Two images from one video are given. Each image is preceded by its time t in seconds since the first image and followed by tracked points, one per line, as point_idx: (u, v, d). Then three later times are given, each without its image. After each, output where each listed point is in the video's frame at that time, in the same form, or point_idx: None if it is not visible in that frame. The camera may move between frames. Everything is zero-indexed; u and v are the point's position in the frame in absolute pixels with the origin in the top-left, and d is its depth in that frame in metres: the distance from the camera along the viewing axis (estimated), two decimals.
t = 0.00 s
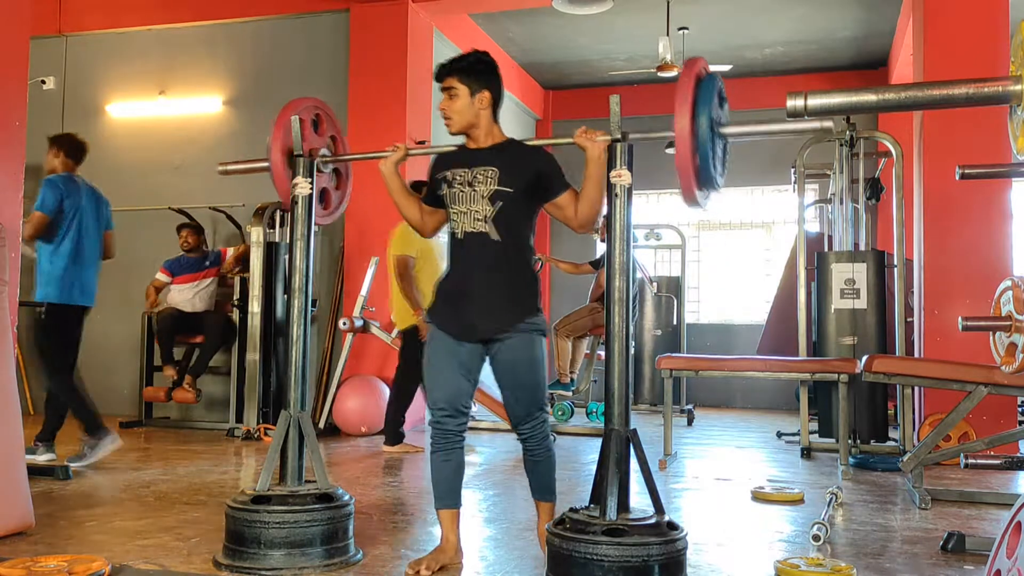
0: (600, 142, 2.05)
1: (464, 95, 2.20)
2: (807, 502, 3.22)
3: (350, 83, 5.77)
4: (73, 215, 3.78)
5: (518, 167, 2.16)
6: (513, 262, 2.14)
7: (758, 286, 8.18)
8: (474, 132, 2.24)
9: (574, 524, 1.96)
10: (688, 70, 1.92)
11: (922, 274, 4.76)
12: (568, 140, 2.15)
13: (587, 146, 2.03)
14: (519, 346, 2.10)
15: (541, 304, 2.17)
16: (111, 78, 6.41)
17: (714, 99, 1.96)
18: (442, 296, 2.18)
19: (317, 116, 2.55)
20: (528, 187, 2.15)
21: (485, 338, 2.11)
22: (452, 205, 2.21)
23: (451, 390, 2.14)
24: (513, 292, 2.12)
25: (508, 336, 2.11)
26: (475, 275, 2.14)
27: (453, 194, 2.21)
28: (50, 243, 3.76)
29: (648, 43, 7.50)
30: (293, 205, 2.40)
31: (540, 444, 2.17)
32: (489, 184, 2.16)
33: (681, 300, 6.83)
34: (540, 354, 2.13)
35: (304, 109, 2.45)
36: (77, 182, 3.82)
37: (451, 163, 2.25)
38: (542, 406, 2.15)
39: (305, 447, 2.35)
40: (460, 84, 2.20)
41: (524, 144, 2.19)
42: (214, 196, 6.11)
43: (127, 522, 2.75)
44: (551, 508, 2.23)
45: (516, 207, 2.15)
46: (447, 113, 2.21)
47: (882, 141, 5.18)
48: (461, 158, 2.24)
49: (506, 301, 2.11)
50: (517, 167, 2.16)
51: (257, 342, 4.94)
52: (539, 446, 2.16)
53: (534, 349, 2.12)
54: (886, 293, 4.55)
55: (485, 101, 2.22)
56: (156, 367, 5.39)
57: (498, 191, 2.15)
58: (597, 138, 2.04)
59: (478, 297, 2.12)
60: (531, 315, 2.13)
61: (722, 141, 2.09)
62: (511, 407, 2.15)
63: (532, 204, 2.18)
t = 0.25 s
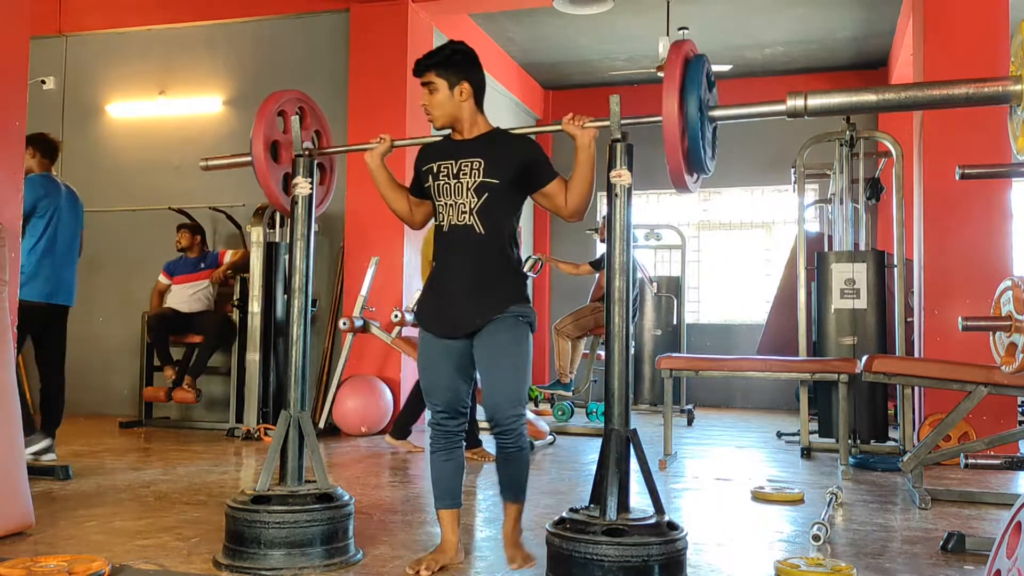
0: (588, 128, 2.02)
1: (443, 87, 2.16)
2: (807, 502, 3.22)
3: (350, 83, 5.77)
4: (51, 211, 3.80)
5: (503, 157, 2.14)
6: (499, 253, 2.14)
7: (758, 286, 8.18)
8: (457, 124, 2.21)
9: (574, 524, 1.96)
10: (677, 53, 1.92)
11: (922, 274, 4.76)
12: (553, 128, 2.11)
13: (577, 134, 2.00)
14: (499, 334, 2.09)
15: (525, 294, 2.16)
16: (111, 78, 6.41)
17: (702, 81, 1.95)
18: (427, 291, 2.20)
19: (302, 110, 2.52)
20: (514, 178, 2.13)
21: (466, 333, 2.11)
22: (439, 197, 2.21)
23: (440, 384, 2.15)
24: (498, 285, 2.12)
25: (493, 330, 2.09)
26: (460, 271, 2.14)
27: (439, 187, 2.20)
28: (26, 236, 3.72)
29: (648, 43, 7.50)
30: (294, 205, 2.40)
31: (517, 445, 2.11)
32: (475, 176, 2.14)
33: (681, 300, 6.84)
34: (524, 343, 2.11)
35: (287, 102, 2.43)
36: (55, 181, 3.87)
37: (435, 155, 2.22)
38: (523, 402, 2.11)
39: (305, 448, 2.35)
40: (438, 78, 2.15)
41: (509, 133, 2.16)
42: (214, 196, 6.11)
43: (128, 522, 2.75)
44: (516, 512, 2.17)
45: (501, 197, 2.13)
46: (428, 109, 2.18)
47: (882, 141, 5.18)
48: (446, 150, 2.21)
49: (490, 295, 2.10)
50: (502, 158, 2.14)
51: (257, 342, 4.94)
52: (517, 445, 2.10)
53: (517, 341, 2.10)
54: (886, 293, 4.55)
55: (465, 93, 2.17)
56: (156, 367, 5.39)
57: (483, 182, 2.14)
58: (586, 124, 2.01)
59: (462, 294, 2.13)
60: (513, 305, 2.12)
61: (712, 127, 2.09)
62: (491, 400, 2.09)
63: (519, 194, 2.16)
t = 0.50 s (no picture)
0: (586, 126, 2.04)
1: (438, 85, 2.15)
2: (807, 502, 3.22)
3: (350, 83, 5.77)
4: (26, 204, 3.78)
5: (499, 157, 2.13)
6: (494, 254, 2.13)
7: (758, 286, 8.18)
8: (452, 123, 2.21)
9: (574, 524, 1.96)
10: (677, 50, 1.92)
11: (923, 275, 4.75)
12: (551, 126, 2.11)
13: (574, 132, 2.02)
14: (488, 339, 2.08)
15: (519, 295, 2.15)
16: (111, 78, 6.40)
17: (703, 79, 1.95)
18: (421, 291, 2.19)
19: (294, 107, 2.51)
20: (510, 178, 2.13)
21: (458, 335, 2.11)
22: (434, 197, 2.20)
23: (434, 386, 2.15)
24: (491, 286, 2.11)
25: (485, 332, 2.09)
26: (455, 272, 2.13)
27: (434, 186, 2.20)
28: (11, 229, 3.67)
29: (648, 43, 7.50)
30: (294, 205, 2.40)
31: (502, 448, 2.12)
32: (471, 176, 2.14)
33: (681, 300, 6.84)
34: (512, 347, 2.11)
35: (279, 99, 2.42)
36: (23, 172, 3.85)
37: (431, 154, 2.22)
38: (509, 404, 2.11)
39: (305, 448, 2.35)
40: (433, 76, 2.15)
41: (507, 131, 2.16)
42: (214, 195, 6.11)
43: (128, 522, 2.75)
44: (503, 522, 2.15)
45: (496, 197, 2.13)
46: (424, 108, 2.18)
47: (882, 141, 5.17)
48: (443, 148, 2.20)
49: (485, 295, 2.10)
50: (498, 158, 2.13)
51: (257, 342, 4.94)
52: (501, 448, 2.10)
53: (503, 342, 2.10)
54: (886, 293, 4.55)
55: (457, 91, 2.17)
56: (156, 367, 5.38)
57: (480, 182, 2.13)
58: (585, 122, 2.02)
59: (455, 294, 2.12)
60: (505, 308, 2.11)
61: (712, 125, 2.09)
62: (477, 400, 2.10)
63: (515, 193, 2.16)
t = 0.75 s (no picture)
0: (583, 127, 2.05)
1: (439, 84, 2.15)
2: (807, 502, 3.22)
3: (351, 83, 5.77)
4: None
5: (495, 157, 2.13)
6: (489, 253, 2.13)
7: (758, 286, 8.17)
8: (449, 122, 2.21)
9: (574, 524, 1.96)
10: (677, 53, 1.92)
11: (922, 275, 4.75)
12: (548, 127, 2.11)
13: (572, 133, 2.03)
14: (483, 342, 2.07)
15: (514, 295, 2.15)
16: (110, 79, 6.41)
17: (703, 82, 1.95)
18: (417, 291, 2.19)
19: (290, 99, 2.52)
20: (507, 178, 2.13)
21: (454, 335, 2.10)
22: (429, 196, 2.20)
23: (430, 388, 2.15)
24: (487, 287, 2.11)
25: (479, 333, 2.09)
26: (450, 271, 2.13)
27: (430, 185, 2.20)
28: None
29: (648, 43, 7.50)
30: (294, 205, 2.40)
31: (498, 447, 2.12)
32: (467, 176, 2.14)
33: (681, 300, 6.84)
34: (507, 348, 2.10)
35: (274, 89, 2.42)
36: None
37: (428, 152, 2.22)
38: (505, 405, 2.11)
39: (305, 448, 2.35)
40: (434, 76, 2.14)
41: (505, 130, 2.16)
42: (214, 195, 6.11)
43: (128, 522, 2.75)
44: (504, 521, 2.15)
45: (493, 197, 2.13)
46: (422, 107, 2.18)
47: (882, 141, 5.18)
48: (439, 147, 2.20)
49: (480, 295, 2.10)
50: (495, 157, 2.13)
51: (257, 342, 4.94)
52: (498, 449, 2.11)
53: (499, 343, 2.09)
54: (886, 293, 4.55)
55: (458, 90, 2.17)
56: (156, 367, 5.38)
57: (476, 182, 2.13)
58: (582, 124, 2.04)
59: (450, 292, 2.12)
60: (500, 309, 2.11)
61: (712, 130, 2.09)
62: (473, 402, 2.11)
63: (512, 192, 2.16)
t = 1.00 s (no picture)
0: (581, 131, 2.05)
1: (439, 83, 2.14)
2: (807, 502, 3.22)
3: (351, 83, 5.77)
4: None
5: (490, 158, 2.13)
6: (485, 254, 2.13)
7: (758, 286, 8.17)
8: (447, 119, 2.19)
9: (574, 524, 1.96)
10: (677, 59, 1.92)
11: (923, 275, 4.75)
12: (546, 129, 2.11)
13: (569, 135, 2.03)
14: (477, 343, 2.08)
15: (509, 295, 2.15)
16: (110, 79, 6.41)
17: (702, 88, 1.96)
18: (412, 292, 2.19)
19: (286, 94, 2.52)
20: (502, 179, 2.13)
21: (448, 336, 2.11)
22: (424, 195, 2.20)
23: (426, 390, 2.15)
24: (483, 287, 2.11)
25: (473, 334, 2.09)
26: (445, 272, 2.13)
27: (425, 184, 2.19)
28: None
29: (648, 43, 7.50)
30: (293, 205, 2.40)
31: (495, 449, 2.12)
32: (462, 177, 2.14)
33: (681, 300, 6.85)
34: (501, 348, 2.10)
35: (270, 83, 2.43)
36: None
37: (424, 151, 2.21)
38: (500, 407, 2.11)
39: (305, 448, 2.35)
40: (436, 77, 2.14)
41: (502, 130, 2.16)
42: (214, 195, 6.11)
43: (128, 522, 2.75)
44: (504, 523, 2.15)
45: (488, 198, 2.13)
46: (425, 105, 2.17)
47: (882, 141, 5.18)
48: (436, 147, 2.20)
49: (475, 296, 2.10)
50: (491, 159, 2.13)
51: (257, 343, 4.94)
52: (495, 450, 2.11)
53: (493, 343, 2.09)
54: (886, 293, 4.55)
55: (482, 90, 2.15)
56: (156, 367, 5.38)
57: (472, 184, 2.13)
58: (579, 126, 2.04)
59: (445, 293, 2.12)
60: (495, 310, 2.11)
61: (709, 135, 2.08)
62: (468, 403, 2.11)
63: (508, 193, 2.15)
